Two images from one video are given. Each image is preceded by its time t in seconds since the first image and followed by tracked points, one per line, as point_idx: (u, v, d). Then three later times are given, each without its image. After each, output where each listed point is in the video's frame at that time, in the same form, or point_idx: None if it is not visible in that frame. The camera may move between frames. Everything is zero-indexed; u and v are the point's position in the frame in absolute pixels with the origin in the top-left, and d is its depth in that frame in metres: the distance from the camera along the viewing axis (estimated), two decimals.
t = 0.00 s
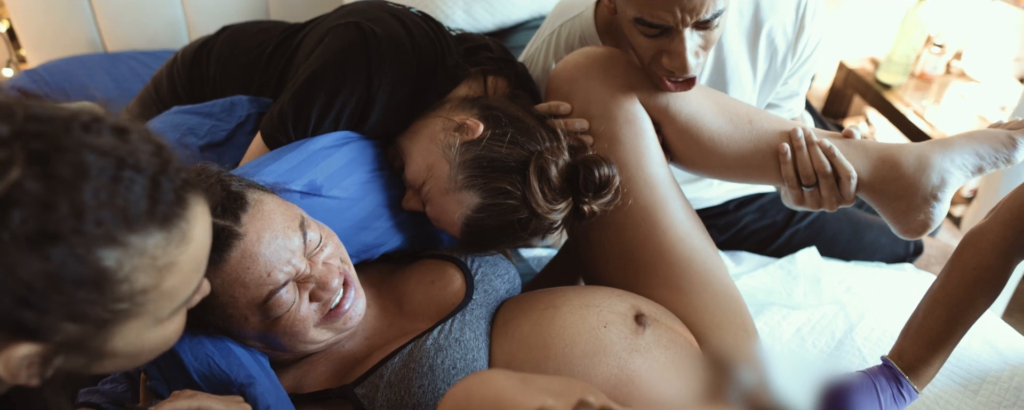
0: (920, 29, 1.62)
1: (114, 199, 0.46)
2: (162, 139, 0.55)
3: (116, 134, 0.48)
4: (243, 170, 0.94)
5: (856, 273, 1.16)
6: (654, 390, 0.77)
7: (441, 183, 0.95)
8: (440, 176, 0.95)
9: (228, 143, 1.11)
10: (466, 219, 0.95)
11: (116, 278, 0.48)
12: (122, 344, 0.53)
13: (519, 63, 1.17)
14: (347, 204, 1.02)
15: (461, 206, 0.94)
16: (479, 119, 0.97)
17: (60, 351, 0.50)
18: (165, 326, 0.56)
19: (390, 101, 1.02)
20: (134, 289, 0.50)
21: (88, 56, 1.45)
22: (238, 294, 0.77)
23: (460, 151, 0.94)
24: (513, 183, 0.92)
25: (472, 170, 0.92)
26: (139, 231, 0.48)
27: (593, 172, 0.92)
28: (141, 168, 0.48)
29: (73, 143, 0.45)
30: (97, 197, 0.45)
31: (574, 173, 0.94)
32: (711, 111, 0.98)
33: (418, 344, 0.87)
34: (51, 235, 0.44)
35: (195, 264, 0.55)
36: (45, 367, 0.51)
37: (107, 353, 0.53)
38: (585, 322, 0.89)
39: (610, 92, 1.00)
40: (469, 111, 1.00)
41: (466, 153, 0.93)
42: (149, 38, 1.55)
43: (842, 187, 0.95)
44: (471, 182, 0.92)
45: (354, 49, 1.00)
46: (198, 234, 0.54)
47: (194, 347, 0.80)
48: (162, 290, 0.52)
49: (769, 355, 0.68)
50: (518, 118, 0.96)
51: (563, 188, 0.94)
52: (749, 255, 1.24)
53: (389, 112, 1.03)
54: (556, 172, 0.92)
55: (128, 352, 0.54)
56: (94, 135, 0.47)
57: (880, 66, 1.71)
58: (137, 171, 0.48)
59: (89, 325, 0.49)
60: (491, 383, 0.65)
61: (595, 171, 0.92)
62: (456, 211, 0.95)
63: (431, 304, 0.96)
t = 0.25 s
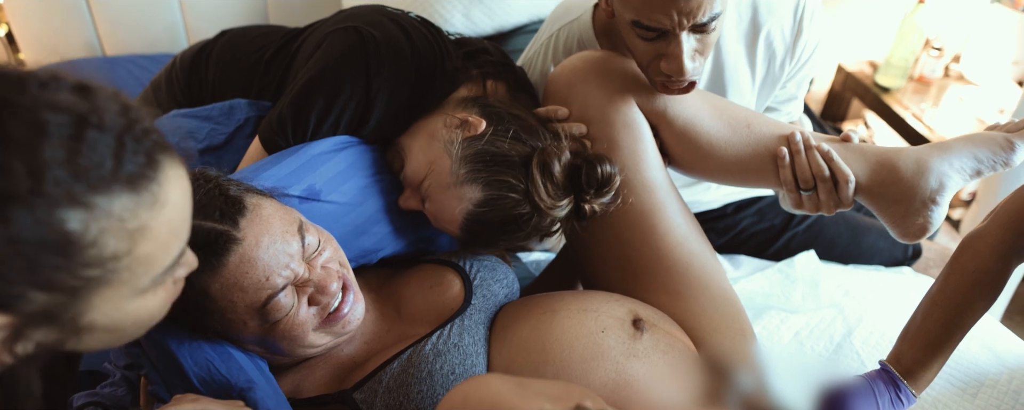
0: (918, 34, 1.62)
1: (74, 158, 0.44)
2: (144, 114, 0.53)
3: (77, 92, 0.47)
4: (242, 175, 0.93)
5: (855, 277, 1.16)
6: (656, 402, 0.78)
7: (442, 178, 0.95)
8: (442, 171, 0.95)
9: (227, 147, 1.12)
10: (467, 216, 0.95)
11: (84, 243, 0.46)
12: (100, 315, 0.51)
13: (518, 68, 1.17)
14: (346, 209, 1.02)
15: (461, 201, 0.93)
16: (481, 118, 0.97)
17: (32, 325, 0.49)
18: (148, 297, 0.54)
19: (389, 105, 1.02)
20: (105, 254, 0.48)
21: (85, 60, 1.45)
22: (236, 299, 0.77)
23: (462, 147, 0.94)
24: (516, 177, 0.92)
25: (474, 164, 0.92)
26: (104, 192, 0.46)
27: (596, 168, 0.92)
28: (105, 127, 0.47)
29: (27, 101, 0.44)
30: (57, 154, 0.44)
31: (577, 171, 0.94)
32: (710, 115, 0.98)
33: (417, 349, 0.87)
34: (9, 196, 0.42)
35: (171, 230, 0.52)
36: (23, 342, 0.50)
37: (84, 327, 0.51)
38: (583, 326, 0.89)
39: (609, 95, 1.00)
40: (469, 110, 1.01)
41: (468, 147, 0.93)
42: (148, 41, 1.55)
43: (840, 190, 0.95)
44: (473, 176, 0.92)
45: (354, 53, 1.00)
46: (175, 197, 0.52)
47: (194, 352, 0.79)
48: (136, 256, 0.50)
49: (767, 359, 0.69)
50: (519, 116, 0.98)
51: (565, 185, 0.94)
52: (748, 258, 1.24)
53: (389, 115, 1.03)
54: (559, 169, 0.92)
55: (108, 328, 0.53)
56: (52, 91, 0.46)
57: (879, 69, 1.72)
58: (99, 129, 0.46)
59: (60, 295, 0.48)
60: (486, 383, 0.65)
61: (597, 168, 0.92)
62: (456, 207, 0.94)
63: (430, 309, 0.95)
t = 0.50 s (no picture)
0: (916, 34, 1.62)
1: (86, 176, 0.44)
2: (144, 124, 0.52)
3: (84, 110, 0.47)
4: (240, 175, 0.93)
5: (853, 277, 1.16)
6: (655, 399, 0.78)
7: (438, 186, 0.95)
8: (438, 178, 0.95)
9: (224, 147, 1.12)
10: (462, 226, 0.94)
11: (94, 260, 0.46)
12: (105, 328, 0.50)
13: (517, 69, 1.17)
14: (344, 210, 1.02)
15: (457, 210, 0.93)
16: (478, 124, 0.96)
17: (39, 339, 0.48)
18: (152, 308, 0.53)
19: (388, 106, 1.02)
20: (113, 271, 0.48)
21: (84, 60, 1.45)
22: (234, 299, 0.76)
23: (458, 155, 0.93)
24: (512, 188, 0.91)
25: (471, 173, 0.92)
26: (116, 210, 0.46)
27: (591, 179, 0.92)
28: (113, 145, 0.46)
29: (37, 119, 0.43)
30: (69, 173, 0.43)
31: (572, 181, 0.94)
32: (708, 116, 0.98)
33: (416, 350, 0.87)
34: (22, 215, 0.42)
35: (177, 244, 0.52)
36: (29, 355, 0.49)
37: (90, 339, 0.50)
38: (581, 326, 0.89)
39: (607, 95, 1.00)
40: (468, 116, 1.00)
41: (465, 155, 0.93)
42: (146, 42, 1.54)
43: (838, 193, 0.95)
44: (469, 186, 0.92)
45: (353, 54, 1.00)
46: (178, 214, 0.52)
47: (191, 352, 0.79)
48: (143, 272, 0.50)
49: (766, 359, 0.69)
50: (517, 123, 0.96)
51: (560, 195, 0.94)
52: (747, 259, 1.24)
53: (387, 116, 1.03)
54: (554, 180, 0.92)
55: (113, 339, 0.52)
56: (60, 111, 0.45)
57: (878, 69, 1.72)
58: (108, 148, 0.46)
59: (68, 311, 0.47)
60: (485, 379, 0.65)
61: (593, 179, 0.92)
62: (452, 215, 0.94)
63: (428, 310, 0.95)
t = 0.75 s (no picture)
0: (911, 38, 1.64)
1: (82, 200, 0.43)
2: (137, 134, 0.52)
3: (86, 133, 0.46)
4: (233, 182, 0.93)
5: (848, 282, 1.16)
6: (645, 401, 0.76)
7: (432, 198, 0.95)
8: (432, 191, 0.95)
9: (218, 153, 1.11)
10: (455, 238, 0.95)
11: (87, 285, 0.46)
12: (96, 352, 0.50)
13: (511, 75, 1.17)
14: (338, 218, 1.01)
15: (451, 223, 0.94)
16: (473, 136, 0.96)
17: (30, 361, 0.48)
18: (146, 332, 0.53)
19: (382, 112, 1.02)
20: (106, 296, 0.47)
21: (80, 66, 1.44)
22: (226, 306, 0.76)
23: (452, 168, 0.93)
24: (504, 203, 0.91)
25: (464, 187, 0.92)
26: (111, 235, 0.46)
27: (581, 195, 0.92)
28: (112, 168, 0.45)
29: (38, 142, 0.42)
30: (65, 196, 0.43)
31: (563, 194, 0.94)
32: (702, 121, 0.98)
33: (409, 356, 0.87)
34: (15, 239, 0.41)
35: (173, 270, 0.52)
36: (15, 375, 0.49)
37: (81, 362, 0.50)
38: (574, 332, 0.88)
39: (601, 100, 0.99)
40: (462, 127, 1.00)
41: (458, 169, 0.93)
42: (141, 47, 1.54)
43: (830, 198, 0.95)
44: (462, 199, 0.92)
45: (347, 61, 1.00)
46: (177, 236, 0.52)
47: (184, 359, 0.79)
48: (136, 297, 0.49)
49: (759, 363, 0.69)
50: (511, 137, 0.96)
51: (552, 210, 0.94)
52: (742, 264, 1.24)
53: (382, 123, 1.03)
54: (545, 196, 0.92)
55: (107, 361, 0.51)
56: (62, 133, 0.44)
57: (872, 74, 1.73)
58: (108, 172, 0.45)
59: (57, 335, 0.47)
60: (471, 381, 0.65)
61: (584, 194, 0.92)
62: (446, 227, 0.94)
63: (422, 316, 0.95)
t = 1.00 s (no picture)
0: (911, 40, 1.64)
1: (80, 175, 0.42)
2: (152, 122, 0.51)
3: (86, 104, 0.45)
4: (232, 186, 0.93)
5: (848, 284, 1.16)
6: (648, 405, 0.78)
7: (432, 204, 0.95)
8: (432, 196, 0.95)
9: (217, 156, 1.11)
10: (454, 244, 0.95)
11: (90, 263, 0.45)
12: (103, 335, 0.48)
13: (511, 79, 1.17)
14: (337, 222, 1.02)
15: (450, 229, 0.94)
16: (473, 143, 0.97)
17: (33, 345, 0.47)
18: (156, 316, 0.52)
19: (383, 116, 1.02)
20: (111, 275, 0.46)
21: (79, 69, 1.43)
22: (227, 309, 0.76)
23: (452, 173, 0.94)
24: (505, 210, 0.92)
25: (464, 193, 0.92)
26: (113, 210, 0.44)
27: (581, 201, 0.92)
28: (114, 142, 0.45)
29: (34, 114, 0.42)
30: (64, 171, 0.42)
31: (563, 201, 0.95)
32: (701, 125, 0.98)
33: (410, 359, 0.87)
34: (13, 214, 0.41)
35: (183, 248, 0.50)
36: (25, 362, 0.48)
37: (89, 347, 0.49)
38: (574, 335, 0.88)
39: (601, 103, 0.99)
40: (463, 133, 1.00)
41: (459, 174, 0.93)
42: (140, 51, 1.53)
43: (829, 203, 0.95)
44: (462, 205, 0.92)
45: (348, 64, 1.00)
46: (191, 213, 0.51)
47: (186, 362, 0.79)
48: (144, 277, 0.48)
49: (760, 364, 0.70)
50: (511, 143, 0.96)
51: (551, 217, 0.94)
52: (741, 267, 1.24)
53: (382, 127, 1.02)
54: (545, 202, 0.93)
55: (117, 348, 0.50)
56: (59, 104, 0.44)
57: (871, 77, 1.73)
58: (108, 145, 0.44)
59: (63, 316, 0.46)
60: (472, 384, 0.65)
61: (584, 200, 0.92)
62: (445, 233, 0.94)
63: (422, 320, 0.95)
